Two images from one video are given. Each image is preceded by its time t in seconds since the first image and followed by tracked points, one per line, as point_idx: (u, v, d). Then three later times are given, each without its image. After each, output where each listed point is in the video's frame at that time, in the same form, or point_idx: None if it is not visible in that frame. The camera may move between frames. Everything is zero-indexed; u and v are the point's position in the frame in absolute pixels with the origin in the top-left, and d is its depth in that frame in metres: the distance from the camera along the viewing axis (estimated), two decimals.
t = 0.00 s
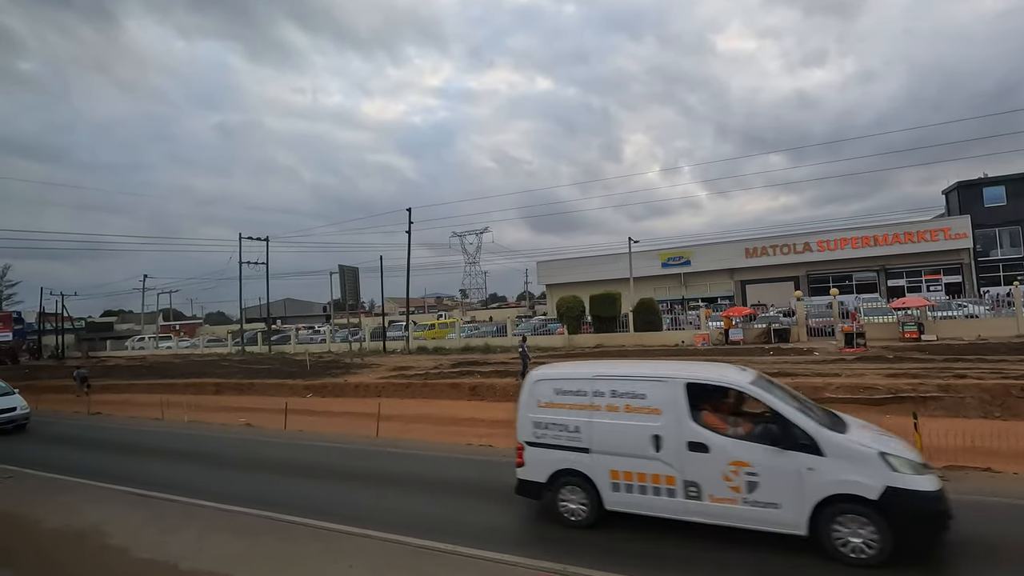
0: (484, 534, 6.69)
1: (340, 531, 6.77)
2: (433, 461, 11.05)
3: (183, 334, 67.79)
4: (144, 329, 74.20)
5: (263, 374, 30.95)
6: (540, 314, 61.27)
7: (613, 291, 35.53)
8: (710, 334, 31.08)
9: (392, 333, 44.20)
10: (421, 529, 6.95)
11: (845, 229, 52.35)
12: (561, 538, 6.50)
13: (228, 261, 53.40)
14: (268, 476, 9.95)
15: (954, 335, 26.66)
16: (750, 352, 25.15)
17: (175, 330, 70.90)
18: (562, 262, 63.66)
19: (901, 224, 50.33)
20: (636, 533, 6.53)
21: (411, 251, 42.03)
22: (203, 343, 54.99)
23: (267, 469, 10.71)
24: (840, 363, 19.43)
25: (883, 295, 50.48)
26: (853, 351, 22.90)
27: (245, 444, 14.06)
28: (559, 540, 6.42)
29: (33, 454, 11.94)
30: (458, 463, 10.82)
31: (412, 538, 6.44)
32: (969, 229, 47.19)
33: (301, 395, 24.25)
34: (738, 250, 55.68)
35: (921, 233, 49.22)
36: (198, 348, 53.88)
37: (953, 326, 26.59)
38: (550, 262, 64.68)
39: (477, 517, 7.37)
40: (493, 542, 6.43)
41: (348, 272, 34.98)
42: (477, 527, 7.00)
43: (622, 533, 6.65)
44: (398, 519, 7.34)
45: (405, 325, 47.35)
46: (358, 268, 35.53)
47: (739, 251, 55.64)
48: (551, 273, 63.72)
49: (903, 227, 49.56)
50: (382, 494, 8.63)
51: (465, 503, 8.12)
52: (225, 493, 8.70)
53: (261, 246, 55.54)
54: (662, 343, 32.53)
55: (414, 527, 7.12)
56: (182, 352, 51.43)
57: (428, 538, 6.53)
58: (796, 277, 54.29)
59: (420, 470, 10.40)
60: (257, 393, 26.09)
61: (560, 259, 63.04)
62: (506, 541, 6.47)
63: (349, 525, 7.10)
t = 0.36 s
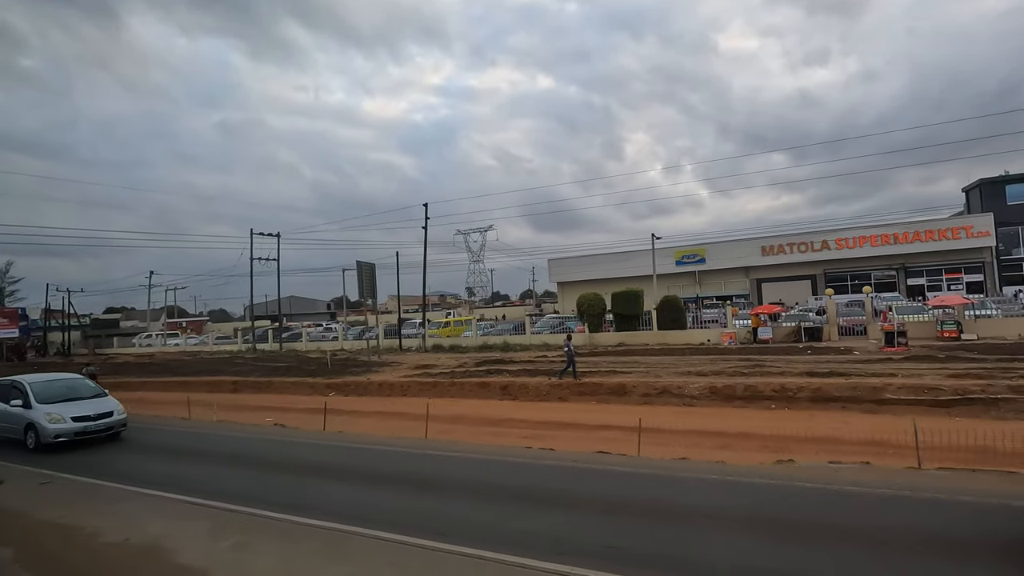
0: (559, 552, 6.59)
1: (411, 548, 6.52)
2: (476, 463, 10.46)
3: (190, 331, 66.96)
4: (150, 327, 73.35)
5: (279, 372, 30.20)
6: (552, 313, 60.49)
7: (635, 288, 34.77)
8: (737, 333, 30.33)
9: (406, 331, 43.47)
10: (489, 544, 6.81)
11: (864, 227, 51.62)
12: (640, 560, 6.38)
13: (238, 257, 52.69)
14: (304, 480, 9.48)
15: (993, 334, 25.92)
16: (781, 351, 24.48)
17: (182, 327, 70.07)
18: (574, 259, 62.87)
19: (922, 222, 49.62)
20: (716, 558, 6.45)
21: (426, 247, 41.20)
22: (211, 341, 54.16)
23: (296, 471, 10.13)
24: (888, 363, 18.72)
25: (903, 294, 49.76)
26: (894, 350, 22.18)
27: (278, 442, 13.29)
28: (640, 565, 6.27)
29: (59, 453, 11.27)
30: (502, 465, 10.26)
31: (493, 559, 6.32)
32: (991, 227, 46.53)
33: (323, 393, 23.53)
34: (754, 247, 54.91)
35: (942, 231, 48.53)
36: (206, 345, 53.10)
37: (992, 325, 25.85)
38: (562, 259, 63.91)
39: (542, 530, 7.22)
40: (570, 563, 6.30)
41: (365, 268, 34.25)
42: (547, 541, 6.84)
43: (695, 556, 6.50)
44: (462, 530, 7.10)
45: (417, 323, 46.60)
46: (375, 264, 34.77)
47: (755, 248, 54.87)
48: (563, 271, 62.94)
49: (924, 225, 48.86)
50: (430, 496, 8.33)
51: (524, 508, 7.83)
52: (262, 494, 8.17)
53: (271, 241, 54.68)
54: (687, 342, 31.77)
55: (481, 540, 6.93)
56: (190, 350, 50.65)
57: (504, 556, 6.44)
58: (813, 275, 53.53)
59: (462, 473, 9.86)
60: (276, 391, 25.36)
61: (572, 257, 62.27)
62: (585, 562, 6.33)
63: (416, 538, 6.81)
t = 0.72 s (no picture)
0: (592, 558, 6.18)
1: (437, 552, 6.09)
2: (531, 466, 9.89)
3: (197, 329, 66.19)
4: (155, 325, 72.47)
5: (296, 371, 29.45)
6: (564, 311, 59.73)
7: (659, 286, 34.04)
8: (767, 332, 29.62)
9: (421, 329, 42.73)
10: (521, 547, 6.39)
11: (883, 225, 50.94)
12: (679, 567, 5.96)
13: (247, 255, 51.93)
14: (339, 478, 8.96)
15: None
16: (819, 349, 23.79)
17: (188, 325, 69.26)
18: (586, 257, 62.13)
19: (943, 219, 48.95)
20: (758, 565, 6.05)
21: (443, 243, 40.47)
22: (221, 339, 53.47)
23: (331, 470, 9.62)
24: (943, 363, 17.99)
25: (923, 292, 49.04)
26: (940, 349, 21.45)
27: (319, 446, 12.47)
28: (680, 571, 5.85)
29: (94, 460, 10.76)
30: (558, 468, 9.73)
31: (522, 564, 5.90)
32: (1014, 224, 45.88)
33: (347, 394, 22.78)
34: (771, 245, 54.16)
35: (964, 229, 47.86)
36: (215, 343, 52.29)
37: None
38: (573, 257, 63.15)
39: (575, 534, 6.83)
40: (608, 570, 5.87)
41: (383, 265, 33.54)
42: (582, 547, 6.46)
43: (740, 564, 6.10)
44: (491, 532, 6.71)
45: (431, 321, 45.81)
46: (393, 261, 34.04)
47: (772, 246, 54.13)
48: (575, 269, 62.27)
49: (945, 223, 48.18)
50: (469, 497, 7.85)
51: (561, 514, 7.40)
52: (290, 498, 7.80)
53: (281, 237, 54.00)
54: (714, 341, 31.06)
55: (513, 544, 6.52)
56: (199, 348, 49.85)
57: (535, 563, 5.99)
58: (831, 273, 52.80)
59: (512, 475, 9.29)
60: (296, 390, 24.67)
61: (584, 255, 61.53)
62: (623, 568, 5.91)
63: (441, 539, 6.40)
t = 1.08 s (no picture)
0: (595, 557, 5.80)
1: (518, 567, 5.46)
2: (585, 473, 9.28)
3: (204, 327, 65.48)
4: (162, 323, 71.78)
5: (315, 369, 28.74)
6: (577, 309, 58.95)
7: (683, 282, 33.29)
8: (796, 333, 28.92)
9: (436, 326, 42.01)
10: (607, 561, 5.74)
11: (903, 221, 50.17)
12: (683, 566, 5.54)
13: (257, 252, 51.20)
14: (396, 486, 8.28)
15: None
16: (859, 347, 23.08)
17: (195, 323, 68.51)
18: (599, 254, 61.37)
19: (964, 215, 48.18)
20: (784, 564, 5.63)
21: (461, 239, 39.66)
22: (230, 336, 52.69)
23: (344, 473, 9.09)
24: (1000, 361, 17.25)
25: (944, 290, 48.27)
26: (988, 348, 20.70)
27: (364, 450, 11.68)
28: None
29: (140, 465, 10.29)
30: (608, 474, 9.23)
31: None
32: None
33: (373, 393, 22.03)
34: (788, 242, 53.39)
35: (986, 225, 47.11)
36: (225, 341, 51.60)
37: None
38: (586, 254, 62.39)
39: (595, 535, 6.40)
40: None
41: (402, 261, 32.82)
42: (634, 554, 5.93)
43: (751, 563, 5.66)
44: (541, 536, 6.24)
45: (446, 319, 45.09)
46: (411, 257, 33.30)
47: (790, 243, 53.35)
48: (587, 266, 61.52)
49: (967, 219, 47.43)
50: (492, 506, 7.44)
51: (573, 516, 7.09)
52: (362, 512, 7.10)
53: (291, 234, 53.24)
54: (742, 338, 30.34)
55: (519, 543, 6.12)
56: (209, 346, 49.15)
57: None
58: (850, 270, 52.03)
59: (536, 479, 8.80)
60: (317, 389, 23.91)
61: (597, 251, 60.78)
62: None
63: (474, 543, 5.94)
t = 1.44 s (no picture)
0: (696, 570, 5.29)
1: None
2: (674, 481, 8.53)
3: (211, 326, 64.66)
4: (167, 322, 70.95)
5: (334, 368, 27.97)
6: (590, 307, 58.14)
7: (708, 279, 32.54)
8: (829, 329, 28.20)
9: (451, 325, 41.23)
10: None
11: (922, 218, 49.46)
12: None
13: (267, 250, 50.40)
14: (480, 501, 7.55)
15: None
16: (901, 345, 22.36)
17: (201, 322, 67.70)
18: (612, 252, 60.58)
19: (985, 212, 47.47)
20: (826, 568, 5.18)
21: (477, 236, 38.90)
22: (239, 335, 51.96)
23: (403, 481, 8.65)
24: None
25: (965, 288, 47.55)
26: None
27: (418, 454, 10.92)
28: None
29: (184, 473, 9.58)
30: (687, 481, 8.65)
31: None
32: None
33: (400, 394, 21.26)
34: (805, 239, 52.67)
35: (1008, 222, 46.40)
36: (234, 340, 50.77)
37: None
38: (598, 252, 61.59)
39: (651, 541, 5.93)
40: None
41: (421, 258, 32.06)
42: None
43: None
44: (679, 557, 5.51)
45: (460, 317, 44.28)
46: (430, 254, 32.53)
47: (806, 240, 52.62)
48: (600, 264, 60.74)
49: (988, 216, 46.73)
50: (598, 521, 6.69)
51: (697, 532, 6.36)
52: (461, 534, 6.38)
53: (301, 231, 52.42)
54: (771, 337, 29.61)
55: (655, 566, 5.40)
56: (218, 345, 48.34)
57: None
58: (868, 268, 51.30)
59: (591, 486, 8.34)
60: (340, 389, 23.16)
61: (610, 249, 60.00)
62: None
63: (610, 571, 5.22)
